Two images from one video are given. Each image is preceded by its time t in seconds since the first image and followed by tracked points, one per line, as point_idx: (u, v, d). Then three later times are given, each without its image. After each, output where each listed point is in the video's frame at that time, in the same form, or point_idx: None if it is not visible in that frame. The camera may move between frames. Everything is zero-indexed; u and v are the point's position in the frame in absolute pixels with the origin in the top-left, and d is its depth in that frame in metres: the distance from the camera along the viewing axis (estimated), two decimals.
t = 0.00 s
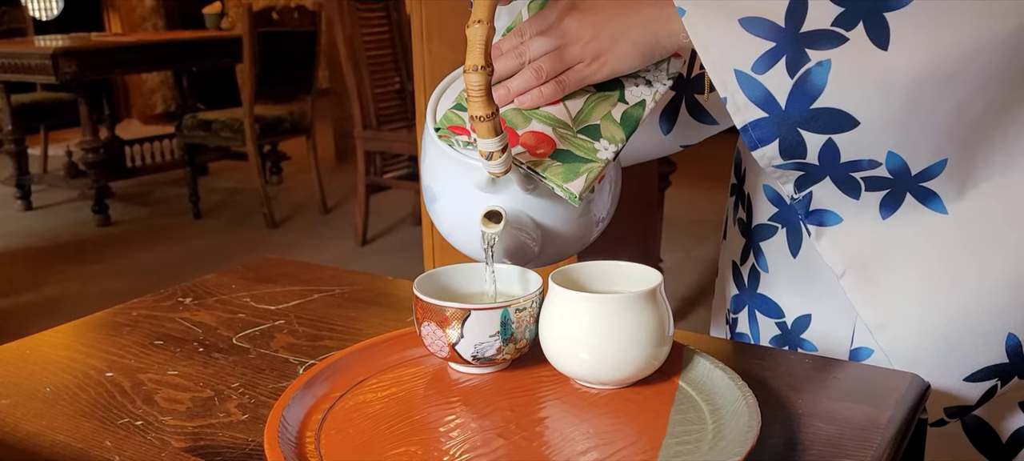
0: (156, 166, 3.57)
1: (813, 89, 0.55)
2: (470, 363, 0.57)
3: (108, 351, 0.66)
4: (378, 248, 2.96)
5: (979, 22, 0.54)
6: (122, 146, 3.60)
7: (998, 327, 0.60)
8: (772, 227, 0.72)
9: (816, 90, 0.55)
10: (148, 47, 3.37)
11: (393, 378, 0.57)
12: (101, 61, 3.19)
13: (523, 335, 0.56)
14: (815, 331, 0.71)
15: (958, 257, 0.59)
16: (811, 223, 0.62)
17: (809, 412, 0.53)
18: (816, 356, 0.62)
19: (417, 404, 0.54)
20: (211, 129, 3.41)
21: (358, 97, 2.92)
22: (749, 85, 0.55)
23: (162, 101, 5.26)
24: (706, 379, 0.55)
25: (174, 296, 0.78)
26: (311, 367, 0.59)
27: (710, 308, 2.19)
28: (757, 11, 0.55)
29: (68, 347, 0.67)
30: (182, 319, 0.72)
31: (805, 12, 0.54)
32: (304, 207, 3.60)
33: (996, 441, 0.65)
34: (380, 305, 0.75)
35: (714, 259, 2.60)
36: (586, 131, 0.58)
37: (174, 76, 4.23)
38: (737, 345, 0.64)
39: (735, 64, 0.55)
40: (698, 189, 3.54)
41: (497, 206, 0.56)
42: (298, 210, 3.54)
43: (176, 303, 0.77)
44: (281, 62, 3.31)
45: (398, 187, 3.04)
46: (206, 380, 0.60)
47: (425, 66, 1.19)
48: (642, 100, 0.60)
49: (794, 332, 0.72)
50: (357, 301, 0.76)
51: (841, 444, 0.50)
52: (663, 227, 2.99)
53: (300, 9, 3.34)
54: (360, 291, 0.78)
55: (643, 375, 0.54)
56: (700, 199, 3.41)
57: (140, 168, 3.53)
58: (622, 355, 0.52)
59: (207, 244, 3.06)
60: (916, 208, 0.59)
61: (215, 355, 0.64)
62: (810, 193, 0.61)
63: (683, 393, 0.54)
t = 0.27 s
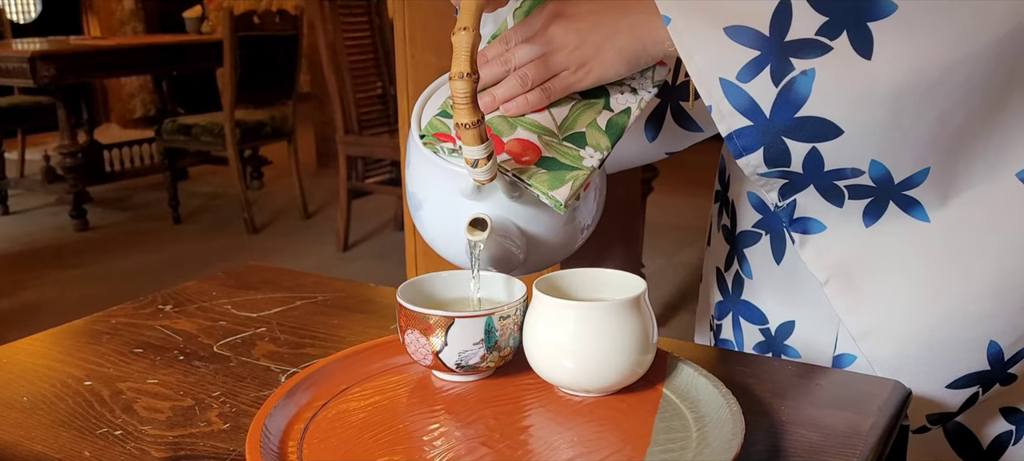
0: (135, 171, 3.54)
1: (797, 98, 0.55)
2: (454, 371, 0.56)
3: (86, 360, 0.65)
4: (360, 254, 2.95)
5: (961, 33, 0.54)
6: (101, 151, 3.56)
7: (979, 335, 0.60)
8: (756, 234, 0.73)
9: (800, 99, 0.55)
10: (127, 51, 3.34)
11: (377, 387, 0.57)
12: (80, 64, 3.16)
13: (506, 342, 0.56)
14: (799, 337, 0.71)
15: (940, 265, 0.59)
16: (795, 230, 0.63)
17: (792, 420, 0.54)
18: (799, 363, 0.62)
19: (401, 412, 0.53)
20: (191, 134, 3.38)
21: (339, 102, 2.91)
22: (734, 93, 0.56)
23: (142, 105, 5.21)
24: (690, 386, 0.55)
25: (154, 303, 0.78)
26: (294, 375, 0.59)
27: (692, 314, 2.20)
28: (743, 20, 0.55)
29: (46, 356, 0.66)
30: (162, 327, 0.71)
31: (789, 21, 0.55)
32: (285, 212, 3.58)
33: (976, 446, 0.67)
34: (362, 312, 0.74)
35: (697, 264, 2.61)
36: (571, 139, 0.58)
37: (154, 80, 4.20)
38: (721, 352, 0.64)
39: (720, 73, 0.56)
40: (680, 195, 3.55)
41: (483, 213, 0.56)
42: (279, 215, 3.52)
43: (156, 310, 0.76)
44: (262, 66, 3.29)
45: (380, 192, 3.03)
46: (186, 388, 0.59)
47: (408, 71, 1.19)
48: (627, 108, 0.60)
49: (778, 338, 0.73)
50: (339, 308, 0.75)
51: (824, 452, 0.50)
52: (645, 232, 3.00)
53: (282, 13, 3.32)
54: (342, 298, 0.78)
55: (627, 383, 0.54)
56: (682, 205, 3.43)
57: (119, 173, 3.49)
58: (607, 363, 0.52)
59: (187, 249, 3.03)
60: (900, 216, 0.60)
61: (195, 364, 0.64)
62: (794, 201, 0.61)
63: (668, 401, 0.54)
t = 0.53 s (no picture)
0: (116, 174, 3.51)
1: (782, 101, 0.56)
2: (437, 374, 0.56)
3: (65, 363, 0.64)
4: (344, 258, 2.93)
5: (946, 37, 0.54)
6: (82, 154, 3.53)
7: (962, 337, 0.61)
8: (740, 236, 0.73)
9: (785, 103, 0.56)
10: (109, 53, 3.31)
11: (361, 390, 0.57)
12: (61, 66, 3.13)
13: (491, 345, 0.56)
14: (783, 340, 0.71)
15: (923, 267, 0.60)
16: (779, 233, 0.63)
17: (776, 421, 0.54)
18: (783, 365, 0.62)
19: (384, 415, 0.53)
20: (173, 137, 3.36)
21: (323, 105, 2.90)
22: (719, 96, 0.56)
23: (124, 108, 5.18)
24: (675, 388, 0.55)
25: (135, 306, 0.77)
26: (276, 378, 0.58)
27: (677, 317, 2.20)
28: (728, 24, 0.56)
29: (24, 359, 0.65)
30: (143, 330, 0.71)
31: (773, 24, 0.55)
32: (269, 216, 3.56)
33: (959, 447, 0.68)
34: (346, 315, 0.74)
35: (682, 268, 2.62)
36: (556, 141, 0.58)
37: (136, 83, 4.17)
38: (706, 355, 0.64)
39: (705, 76, 0.56)
40: (664, 199, 3.56)
41: (467, 214, 0.55)
42: (262, 219, 3.50)
43: (137, 314, 0.75)
44: (245, 70, 3.27)
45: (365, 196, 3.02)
46: (167, 392, 0.59)
47: (393, 74, 1.19)
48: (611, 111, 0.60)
49: (763, 341, 0.73)
50: (323, 311, 0.75)
51: (808, 453, 0.50)
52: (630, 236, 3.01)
53: (266, 16, 3.31)
54: (326, 301, 0.77)
55: (611, 385, 0.54)
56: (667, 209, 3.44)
57: (100, 176, 3.46)
58: (591, 365, 0.52)
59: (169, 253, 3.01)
60: (883, 219, 0.60)
61: (176, 367, 0.63)
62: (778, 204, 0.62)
63: (652, 403, 0.54)
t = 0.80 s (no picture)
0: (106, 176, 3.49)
1: (774, 102, 0.56)
2: (429, 374, 0.56)
3: (54, 364, 0.64)
4: (336, 260, 2.93)
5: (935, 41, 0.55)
6: (72, 156, 3.51)
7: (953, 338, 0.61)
8: (732, 237, 0.73)
9: (777, 103, 0.56)
10: (99, 55, 3.29)
11: (351, 390, 0.56)
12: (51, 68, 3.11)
13: (482, 345, 0.56)
14: (775, 341, 0.71)
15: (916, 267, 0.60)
16: (772, 234, 0.63)
17: (768, 421, 0.54)
18: (775, 365, 0.62)
19: (375, 416, 0.53)
20: (164, 139, 3.34)
21: (315, 107, 2.89)
22: (712, 97, 0.56)
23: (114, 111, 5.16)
24: (667, 388, 0.55)
25: (125, 307, 0.76)
26: (266, 379, 0.58)
27: (669, 320, 2.21)
28: (721, 24, 0.55)
29: (11, 360, 0.64)
30: (132, 331, 0.70)
31: (766, 25, 0.55)
32: (260, 218, 3.55)
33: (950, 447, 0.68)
34: (337, 316, 0.73)
35: (672, 270, 2.63)
36: (549, 139, 0.58)
37: (126, 85, 4.15)
38: (698, 355, 0.64)
39: (698, 76, 0.56)
40: (656, 202, 3.57)
41: (458, 209, 0.55)
42: (254, 221, 3.49)
43: (126, 315, 0.74)
44: (237, 72, 3.26)
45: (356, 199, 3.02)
46: (156, 393, 0.58)
47: (384, 75, 1.18)
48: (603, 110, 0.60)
49: (754, 341, 0.73)
50: (314, 312, 0.75)
51: (800, 453, 0.50)
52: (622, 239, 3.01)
53: (258, 18, 3.30)
54: (317, 302, 0.77)
55: (603, 385, 0.54)
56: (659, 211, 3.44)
57: (90, 179, 3.44)
58: (583, 364, 0.52)
59: (160, 256, 2.99)
60: (874, 219, 0.61)
61: (166, 368, 0.63)
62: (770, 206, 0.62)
63: (644, 403, 0.54)
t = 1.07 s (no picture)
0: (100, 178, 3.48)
1: (773, 108, 0.56)
2: (423, 375, 0.56)
3: (46, 366, 0.63)
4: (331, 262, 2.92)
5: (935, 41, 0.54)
6: (66, 158, 3.50)
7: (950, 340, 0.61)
8: (727, 238, 0.73)
9: (777, 108, 0.56)
10: (94, 57, 3.28)
11: (345, 391, 0.56)
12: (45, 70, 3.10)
13: (476, 345, 0.56)
14: (769, 342, 0.71)
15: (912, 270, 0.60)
16: (769, 237, 0.63)
17: (763, 422, 0.54)
18: (770, 366, 0.62)
19: (369, 417, 0.53)
20: (158, 141, 3.34)
21: (310, 109, 2.89)
22: (711, 101, 0.57)
23: (108, 113, 5.15)
24: (661, 389, 0.55)
25: (118, 309, 0.76)
26: (260, 380, 0.57)
27: (664, 322, 2.21)
28: (720, 28, 0.56)
29: (4, 362, 0.64)
30: (125, 333, 0.70)
31: (767, 30, 0.55)
32: (254, 220, 3.54)
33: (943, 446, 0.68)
34: (331, 318, 0.73)
35: (668, 272, 2.63)
36: (544, 140, 0.58)
37: (121, 87, 4.14)
38: (693, 356, 0.64)
39: (697, 80, 0.56)
40: (652, 204, 3.57)
41: (450, 211, 0.55)
42: (248, 224, 3.48)
43: (119, 316, 0.74)
44: (231, 74, 3.26)
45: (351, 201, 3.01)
46: (149, 394, 0.58)
47: (379, 76, 1.18)
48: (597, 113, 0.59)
49: (748, 342, 0.73)
50: (308, 313, 0.74)
51: (795, 453, 0.50)
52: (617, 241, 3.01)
53: (253, 20, 3.29)
54: (311, 303, 0.77)
55: (598, 386, 0.54)
56: (654, 214, 3.45)
57: (85, 181, 3.44)
58: (577, 365, 0.52)
59: (154, 258, 2.99)
60: (871, 223, 0.61)
61: (159, 369, 0.62)
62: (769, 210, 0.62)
63: (639, 403, 0.54)
